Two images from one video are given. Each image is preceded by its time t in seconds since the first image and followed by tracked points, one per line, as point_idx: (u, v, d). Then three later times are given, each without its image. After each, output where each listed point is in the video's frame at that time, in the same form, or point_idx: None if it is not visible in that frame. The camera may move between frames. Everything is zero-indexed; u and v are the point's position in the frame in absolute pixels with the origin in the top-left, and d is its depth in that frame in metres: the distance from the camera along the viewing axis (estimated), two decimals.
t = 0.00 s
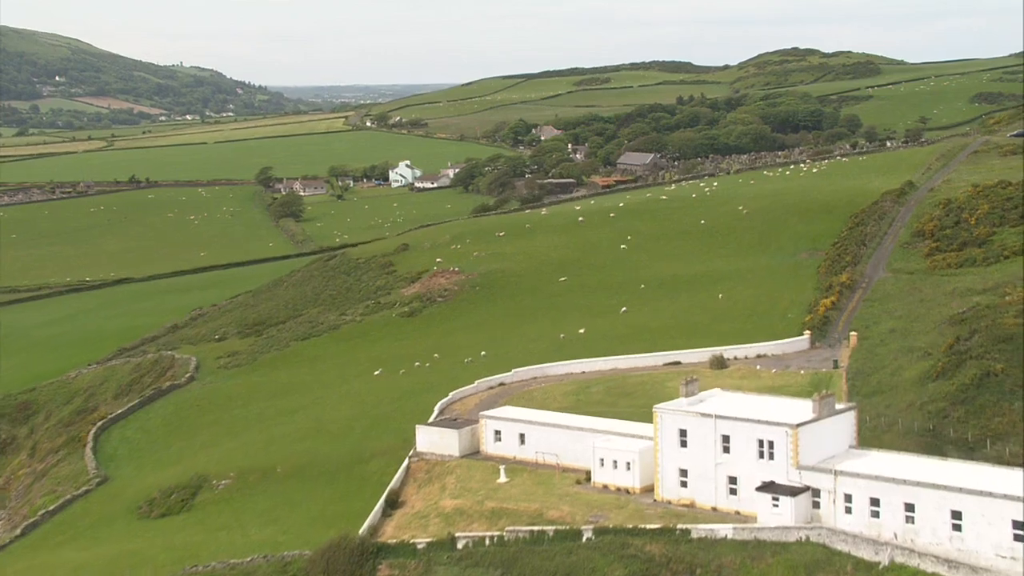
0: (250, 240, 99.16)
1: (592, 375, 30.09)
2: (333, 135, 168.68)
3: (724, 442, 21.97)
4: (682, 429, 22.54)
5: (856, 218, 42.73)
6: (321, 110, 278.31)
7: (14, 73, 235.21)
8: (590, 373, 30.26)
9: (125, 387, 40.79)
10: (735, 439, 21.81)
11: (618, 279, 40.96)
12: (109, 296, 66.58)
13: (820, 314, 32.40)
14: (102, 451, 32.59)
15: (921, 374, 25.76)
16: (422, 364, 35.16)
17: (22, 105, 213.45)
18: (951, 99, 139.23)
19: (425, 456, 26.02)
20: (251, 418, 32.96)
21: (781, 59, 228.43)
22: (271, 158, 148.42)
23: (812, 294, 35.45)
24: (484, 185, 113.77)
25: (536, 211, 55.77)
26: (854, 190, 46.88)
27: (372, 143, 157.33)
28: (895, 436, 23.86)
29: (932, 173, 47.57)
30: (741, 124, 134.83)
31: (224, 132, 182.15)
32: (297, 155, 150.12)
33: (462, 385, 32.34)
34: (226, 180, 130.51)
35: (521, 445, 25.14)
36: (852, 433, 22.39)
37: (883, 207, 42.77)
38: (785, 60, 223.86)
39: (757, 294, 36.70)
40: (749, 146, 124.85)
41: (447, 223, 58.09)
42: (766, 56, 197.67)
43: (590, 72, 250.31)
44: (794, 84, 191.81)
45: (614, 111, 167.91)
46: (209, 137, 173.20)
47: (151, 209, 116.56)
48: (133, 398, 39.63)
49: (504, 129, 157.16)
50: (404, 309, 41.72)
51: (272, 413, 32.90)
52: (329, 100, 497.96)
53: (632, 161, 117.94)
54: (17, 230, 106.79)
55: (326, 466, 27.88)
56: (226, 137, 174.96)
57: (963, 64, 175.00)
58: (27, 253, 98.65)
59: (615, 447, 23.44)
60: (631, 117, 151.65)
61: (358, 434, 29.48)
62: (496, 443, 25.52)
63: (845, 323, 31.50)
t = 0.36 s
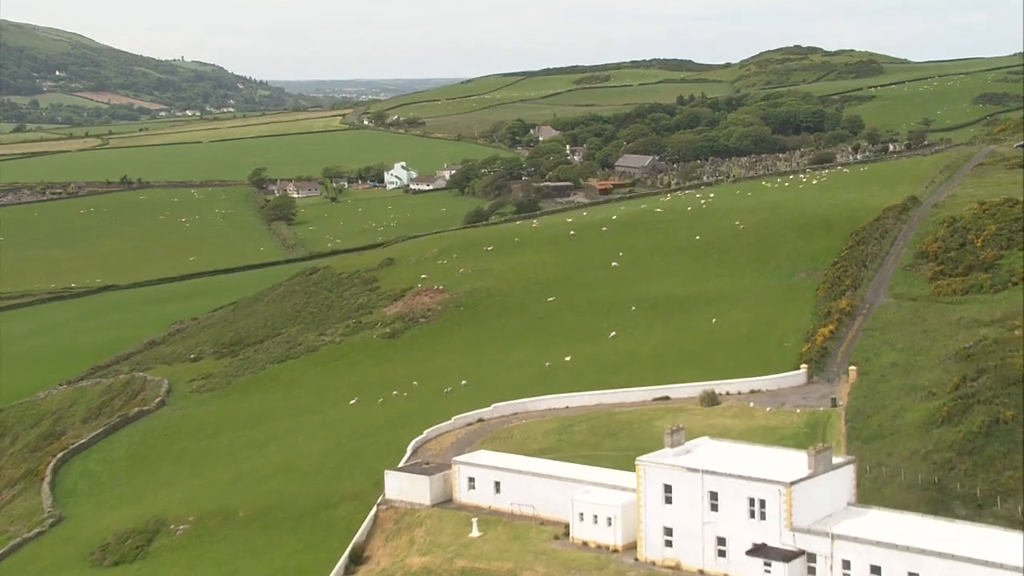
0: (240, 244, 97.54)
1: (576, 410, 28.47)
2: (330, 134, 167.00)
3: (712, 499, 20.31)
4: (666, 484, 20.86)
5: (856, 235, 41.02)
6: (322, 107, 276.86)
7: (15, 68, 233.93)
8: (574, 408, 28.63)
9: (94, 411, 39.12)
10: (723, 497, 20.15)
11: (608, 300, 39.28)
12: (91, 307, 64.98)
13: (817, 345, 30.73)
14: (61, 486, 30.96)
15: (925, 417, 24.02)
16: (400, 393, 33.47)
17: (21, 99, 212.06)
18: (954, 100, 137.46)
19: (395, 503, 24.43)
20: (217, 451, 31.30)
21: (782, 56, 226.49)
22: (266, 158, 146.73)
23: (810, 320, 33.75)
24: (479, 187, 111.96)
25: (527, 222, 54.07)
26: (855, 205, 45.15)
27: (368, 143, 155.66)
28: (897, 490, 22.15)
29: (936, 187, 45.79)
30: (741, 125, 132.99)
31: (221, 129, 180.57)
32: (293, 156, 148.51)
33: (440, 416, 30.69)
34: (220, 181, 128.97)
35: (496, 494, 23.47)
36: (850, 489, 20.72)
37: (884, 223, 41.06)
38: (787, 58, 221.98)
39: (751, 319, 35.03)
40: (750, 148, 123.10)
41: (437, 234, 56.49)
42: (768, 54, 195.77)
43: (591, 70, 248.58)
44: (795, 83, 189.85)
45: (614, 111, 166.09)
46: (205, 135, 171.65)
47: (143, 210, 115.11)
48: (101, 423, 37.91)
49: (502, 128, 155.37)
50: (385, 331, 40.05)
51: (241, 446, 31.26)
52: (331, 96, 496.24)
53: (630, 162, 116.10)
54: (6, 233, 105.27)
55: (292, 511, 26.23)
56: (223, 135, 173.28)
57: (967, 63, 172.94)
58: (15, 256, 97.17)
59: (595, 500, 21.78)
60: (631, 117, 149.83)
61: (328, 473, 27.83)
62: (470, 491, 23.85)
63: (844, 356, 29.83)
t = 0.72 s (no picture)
0: (228, 250, 95.91)
1: (555, 453, 26.82)
2: (324, 134, 165.31)
3: (694, 568, 18.59)
4: (645, 549, 19.10)
5: (853, 256, 39.41)
6: (319, 103, 274.98)
7: (9, 63, 232.16)
8: (553, 451, 26.98)
9: (57, 438, 37.34)
10: (707, 566, 18.43)
11: (595, 325, 37.63)
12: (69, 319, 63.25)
13: (812, 379, 29.06)
14: (11, 528, 29.28)
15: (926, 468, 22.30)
16: (373, 426, 31.78)
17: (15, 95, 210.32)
18: (954, 102, 136.11)
19: (356, 560, 22.83)
20: (178, 492, 29.56)
21: (782, 55, 225.06)
22: (259, 159, 145.01)
23: (805, 351, 32.07)
24: (472, 190, 110.33)
25: (514, 236, 52.38)
26: (853, 222, 43.49)
27: (363, 144, 153.89)
28: (898, 553, 20.18)
29: (937, 203, 44.14)
30: (739, 127, 131.42)
31: (214, 126, 178.57)
32: (286, 156, 146.88)
33: (412, 455, 29.02)
34: (211, 183, 127.08)
35: (465, 552, 21.70)
36: (845, 556, 19.04)
37: (883, 244, 39.44)
38: (786, 57, 220.65)
39: (744, 348, 33.35)
40: (748, 151, 121.46)
41: (422, 247, 54.83)
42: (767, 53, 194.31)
43: (590, 69, 247.21)
44: (794, 84, 188.55)
45: (611, 111, 164.55)
46: (198, 133, 169.71)
47: (131, 213, 113.33)
48: (63, 451, 36.17)
49: (497, 129, 153.80)
50: (362, 355, 38.39)
51: (202, 488, 29.50)
52: (329, 92, 494.13)
53: (626, 165, 114.54)
54: None
55: (250, 566, 24.54)
56: (216, 133, 171.49)
57: (967, 64, 171.52)
58: None
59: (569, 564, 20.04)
60: (628, 118, 148.33)
61: (291, 521, 26.15)
62: (437, 549, 22.08)
63: (841, 392, 28.16)
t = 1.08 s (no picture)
0: (216, 255, 94.46)
1: (531, 502, 25.20)
2: (318, 134, 163.85)
3: None
4: None
5: (850, 278, 37.73)
6: (318, 100, 273.93)
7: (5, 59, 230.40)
8: (530, 499, 25.34)
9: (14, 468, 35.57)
10: None
11: (580, 352, 35.93)
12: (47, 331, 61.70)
13: (806, 421, 27.43)
14: None
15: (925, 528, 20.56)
16: (343, 464, 30.12)
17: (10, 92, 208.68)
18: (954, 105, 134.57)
19: None
20: (133, 536, 27.87)
21: (781, 54, 223.79)
22: (251, 160, 143.56)
23: (798, 386, 30.44)
24: (465, 193, 108.52)
25: (502, 251, 50.66)
26: (851, 239, 41.64)
27: (356, 146, 152.42)
28: None
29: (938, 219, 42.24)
30: (736, 129, 129.83)
31: (209, 124, 177.10)
32: (278, 157, 145.47)
33: (381, 498, 27.35)
34: (201, 185, 125.55)
35: None
36: None
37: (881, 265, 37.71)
38: (786, 56, 219.34)
39: (735, 380, 31.69)
40: (745, 154, 119.70)
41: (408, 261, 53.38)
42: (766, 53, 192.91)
43: (588, 67, 246.08)
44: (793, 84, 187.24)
45: (608, 112, 163.11)
46: (191, 131, 168.41)
47: (119, 216, 111.84)
48: (21, 482, 34.40)
49: (492, 130, 152.33)
50: (337, 382, 36.68)
51: (158, 532, 27.79)
52: (326, 86, 492.61)
53: (621, 168, 112.93)
54: None
55: None
56: (209, 132, 170.03)
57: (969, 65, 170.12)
58: None
59: None
60: (625, 119, 146.90)
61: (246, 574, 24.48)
62: None
63: (836, 436, 26.52)
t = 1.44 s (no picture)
0: (200, 261, 92.70)
1: (503, 561, 23.55)
2: (309, 135, 162.15)
3: None
4: None
5: (844, 307, 36.15)
6: (312, 97, 271.98)
7: None
8: (502, 558, 23.69)
9: None
10: None
11: (561, 385, 34.24)
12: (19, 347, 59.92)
13: (797, 468, 25.65)
14: None
15: None
16: (307, 510, 28.39)
17: None
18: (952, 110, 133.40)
19: None
20: None
21: (778, 53, 222.46)
22: (241, 161, 141.76)
23: (790, 427, 28.70)
24: (455, 198, 106.67)
25: (486, 268, 49.08)
26: (845, 262, 40.16)
27: (349, 149, 150.78)
28: None
29: (937, 241, 40.71)
30: (732, 132, 128.29)
31: (199, 122, 175.05)
32: (268, 159, 143.70)
33: (343, 551, 25.58)
34: (189, 187, 123.80)
35: None
36: None
37: (877, 292, 36.12)
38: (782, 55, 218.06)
39: (724, 420, 29.97)
40: (740, 158, 118.24)
41: (388, 276, 51.76)
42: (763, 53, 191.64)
43: (584, 66, 244.54)
44: (789, 84, 185.97)
45: (602, 113, 161.65)
46: (181, 130, 166.00)
47: (105, 220, 109.84)
48: None
49: (485, 131, 150.87)
50: (307, 414, 34.91)
51: None
52: (321, 79, 490.12)
53: (615, 171, 111.38)
54: None
55: None
56: (199, 130, 168.05)
57: (966, 67, 169.05)
58: None
59: None
60: (619, 120, 145.46)
61: None
62: None
63: (828, 485, 24.76)
